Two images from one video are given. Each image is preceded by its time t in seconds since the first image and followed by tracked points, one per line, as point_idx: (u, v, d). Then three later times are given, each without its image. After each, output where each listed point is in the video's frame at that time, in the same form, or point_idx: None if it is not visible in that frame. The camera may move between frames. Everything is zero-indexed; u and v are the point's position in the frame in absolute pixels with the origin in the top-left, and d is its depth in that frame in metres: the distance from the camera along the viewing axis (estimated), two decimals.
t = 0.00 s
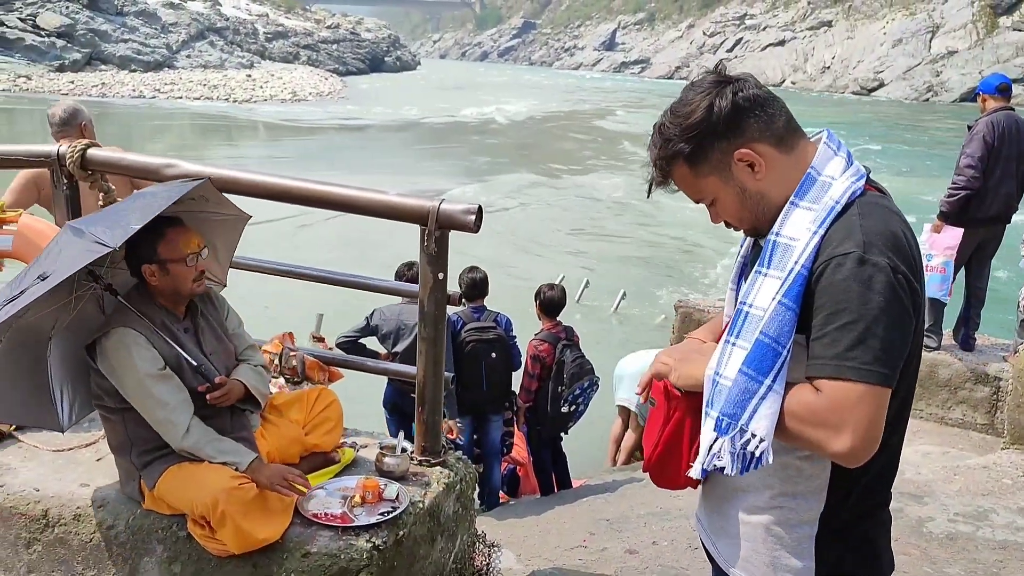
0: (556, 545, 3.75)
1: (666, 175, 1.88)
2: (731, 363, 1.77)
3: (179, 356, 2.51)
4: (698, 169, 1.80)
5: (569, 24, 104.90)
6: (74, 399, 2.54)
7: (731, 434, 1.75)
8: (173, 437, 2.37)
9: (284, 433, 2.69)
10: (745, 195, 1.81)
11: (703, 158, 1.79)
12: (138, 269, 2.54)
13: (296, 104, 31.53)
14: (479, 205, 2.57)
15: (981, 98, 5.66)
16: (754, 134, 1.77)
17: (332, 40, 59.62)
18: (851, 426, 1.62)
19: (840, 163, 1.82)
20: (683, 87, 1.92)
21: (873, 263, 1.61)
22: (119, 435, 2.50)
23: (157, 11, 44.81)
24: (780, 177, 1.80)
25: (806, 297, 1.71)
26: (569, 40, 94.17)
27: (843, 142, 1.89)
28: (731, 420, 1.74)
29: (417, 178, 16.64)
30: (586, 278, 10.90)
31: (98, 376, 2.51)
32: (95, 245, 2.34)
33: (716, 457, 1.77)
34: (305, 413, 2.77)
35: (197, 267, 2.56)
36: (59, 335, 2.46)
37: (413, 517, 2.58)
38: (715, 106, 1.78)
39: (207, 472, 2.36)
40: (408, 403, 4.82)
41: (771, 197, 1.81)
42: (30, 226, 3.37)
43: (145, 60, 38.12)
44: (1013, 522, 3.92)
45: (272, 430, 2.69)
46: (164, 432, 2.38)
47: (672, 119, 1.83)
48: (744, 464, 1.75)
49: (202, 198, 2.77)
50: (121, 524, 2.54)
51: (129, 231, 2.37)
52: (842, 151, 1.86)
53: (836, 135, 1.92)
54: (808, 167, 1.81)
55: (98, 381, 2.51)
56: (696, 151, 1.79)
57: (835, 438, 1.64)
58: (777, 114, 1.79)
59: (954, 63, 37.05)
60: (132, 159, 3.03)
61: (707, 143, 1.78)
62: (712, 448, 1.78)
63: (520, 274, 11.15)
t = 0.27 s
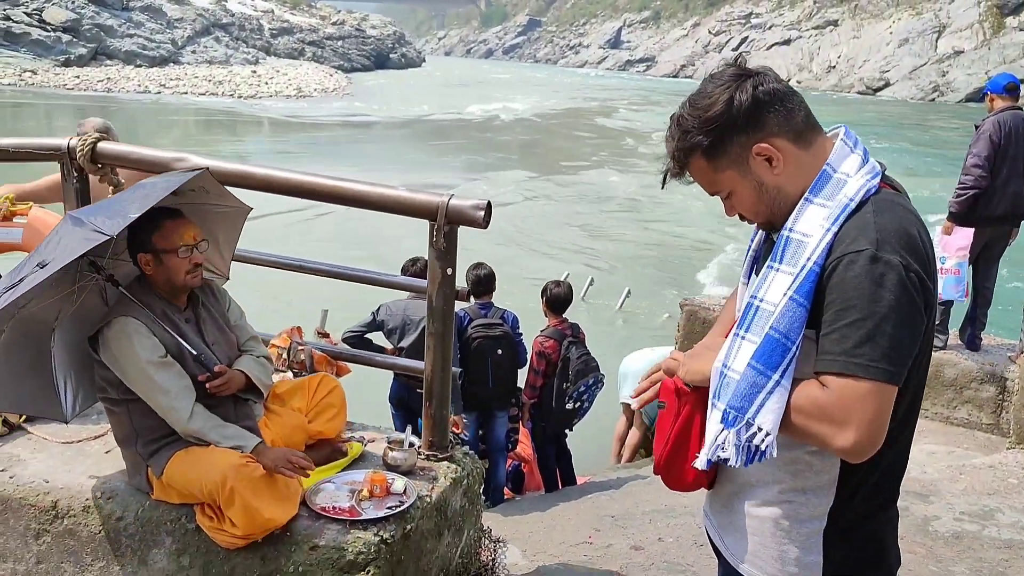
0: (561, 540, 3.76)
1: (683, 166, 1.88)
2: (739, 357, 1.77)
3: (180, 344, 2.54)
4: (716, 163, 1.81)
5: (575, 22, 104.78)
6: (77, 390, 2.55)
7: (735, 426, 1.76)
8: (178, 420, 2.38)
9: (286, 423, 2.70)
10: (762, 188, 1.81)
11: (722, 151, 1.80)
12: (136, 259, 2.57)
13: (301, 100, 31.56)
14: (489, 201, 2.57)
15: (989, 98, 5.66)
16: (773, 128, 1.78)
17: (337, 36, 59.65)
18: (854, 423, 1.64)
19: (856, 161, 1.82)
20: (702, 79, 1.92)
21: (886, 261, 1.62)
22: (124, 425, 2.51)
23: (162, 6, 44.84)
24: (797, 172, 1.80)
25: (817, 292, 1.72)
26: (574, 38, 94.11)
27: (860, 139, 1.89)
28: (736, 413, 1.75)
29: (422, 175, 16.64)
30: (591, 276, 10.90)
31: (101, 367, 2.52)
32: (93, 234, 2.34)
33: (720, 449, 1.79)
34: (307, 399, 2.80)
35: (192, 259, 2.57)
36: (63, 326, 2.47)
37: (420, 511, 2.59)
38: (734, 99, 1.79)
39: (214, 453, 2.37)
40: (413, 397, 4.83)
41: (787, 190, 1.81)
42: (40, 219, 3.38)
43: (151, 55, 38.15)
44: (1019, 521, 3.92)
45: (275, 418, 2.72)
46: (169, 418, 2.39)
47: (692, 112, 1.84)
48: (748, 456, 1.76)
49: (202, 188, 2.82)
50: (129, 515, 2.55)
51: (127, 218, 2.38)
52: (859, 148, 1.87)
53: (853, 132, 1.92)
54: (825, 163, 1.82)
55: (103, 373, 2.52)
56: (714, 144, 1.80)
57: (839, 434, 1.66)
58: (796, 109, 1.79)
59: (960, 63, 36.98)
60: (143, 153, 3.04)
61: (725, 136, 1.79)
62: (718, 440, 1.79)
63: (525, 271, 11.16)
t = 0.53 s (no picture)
0: (565, 536, 3.77)
1: (696, 159, 1.89)
2: (757, 351, 1.78)
3: (186, 332, 2.58)
4: (729, 156, 1.82)
5: (579, 19, 104.64)
6: (80, 381, 2.57)
7: (757, 421, 1.76)
8: (184, 406, 2.42)
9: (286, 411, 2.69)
10: (775, 182, 1.82)
11: (736, 144, 1.81)
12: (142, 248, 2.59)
13: (305, 96, 31.58)
14: (496, 195, 2.59)
15: (995, 98, 5.67)
16: (787, 121, 1.79)
17: (341, 33, 59.63)
18: (879, 413, 1.64)
19: (867, 154, 1.84)
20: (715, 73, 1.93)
21: (905, 254, 1.63)
22: (128, 414, 2.53)
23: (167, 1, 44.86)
24: (809, 166, 1.81)
25: (835, 285, 1.73)
26: (578, 36, 94.04)
27: (869, 134, 1.91)
28: (758, 406, 1.76)
29: (426, 171, 16.65)
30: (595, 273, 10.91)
31: (105, 357, 2.54)
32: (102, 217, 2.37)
33: (740, 442, 1.78)
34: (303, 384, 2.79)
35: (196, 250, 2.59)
36: (67, 316, 2.50)
37: (427, 504, 2.60)
38: (749, 92, 1.79)
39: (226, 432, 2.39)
40: (417, 392, 4.83)
41: (799, 184, 1.82)
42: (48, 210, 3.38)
43: (154, 50, 38.14)
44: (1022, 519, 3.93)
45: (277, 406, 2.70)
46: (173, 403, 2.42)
47: (706, 104, 1.84)
48: (771, 450, 1.76)
49: (206, 180, 2.84)
50: (137, 506, 2.56)
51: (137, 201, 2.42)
52: (869, 143, 1.88)
53: (861, 127, 1.93)
54: (837, 159, 1.83)
55: (107, 363, 2.55)
56: (728, 137, 1.81)
57: (862, 426, 1.66)
58: (809, 103, 1.80)
59: (965, 63, 36.91)
60: (151, 147, 3.07)
61: (739, 129, 1.80)
62: (738, 434, 1.80)
63: (528, 267, 11.16)
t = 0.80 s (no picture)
0: (568, 532, 3.79)
1: (704, 154, 1.90)
2: (760, 343, 1.78)
3: (192, 324, 2.60)
4: (738, 151, 1.83)
5: (582, 17, 104.58)
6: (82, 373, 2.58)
7: (760, 411, 1.75)
8: (187, 397, 2.43)
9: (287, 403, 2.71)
10: (782, 178, 1.83)
11: (744, 140, 1.82)
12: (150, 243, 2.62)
13: (308, 93, 31.60)
14: (501, 193, 2.59)
15: (999, 98, 5.67)
16: (795, 118, 1.80)
17: (344, 30, 59.63)
18: (883, 408, 1.65)
19: (875, 152, 1.85)
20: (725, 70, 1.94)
21: (912, 251, 1.64)
22: (133, 405, 2.54)
23: None
24: (817, 164, 1.82)
25: (841, 280, 1.73)
26: (581, 34, 94.03)
27: (877, 132, 1.92)
28: (761, 398, 1.75)
29: (429, 168, 16.65)
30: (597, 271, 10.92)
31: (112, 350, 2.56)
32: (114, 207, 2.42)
33: (743, 436, 1.78)
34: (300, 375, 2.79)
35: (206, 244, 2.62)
36: (71, 309, 2.51)
37: (430, 499, 2.61)
38: (758, 88, 1.80)
39: (227, 419, 2.40)
40: (419, 389, 4.84)
41: (806, 181, 1.83)
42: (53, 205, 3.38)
43: (157, 46, 38.18)
44: None
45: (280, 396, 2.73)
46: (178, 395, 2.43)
47: (715, 100, 1.85)
48: (771, 441, 1.76)
49: (216, 175, 2.85)
50: (142, 500, 2.57)
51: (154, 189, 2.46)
52: (877, 141, 1.89)
53: (869, 125, 1.94)
54: (844, 156, 1.84)
55: (113, 356, 2.56)
56: (736, 132, 1.82)
57: (865, 421, 1.67)
58: (818, 100, 1.81)
59: (968, 63, 36.87)
60: (156, 141, 3.07)
61: (747, 125, 1.81)
62: (737, 424, 1.79)
63: (531, 265, 11.17)
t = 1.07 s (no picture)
0: (568, 529, 3.80)
1: (704, 156, 1.91)
2: (763, 342, 1.79)
3: (200, 321, 2.60)
4: (737, 152, 1.83)
5: (584, 16, 104.52)
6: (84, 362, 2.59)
7: (763, 410, 1.76)
8: (194, 394, 2.44)
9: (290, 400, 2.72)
10: (781, 178, 1.84)
11: (743, 141, 1.82)
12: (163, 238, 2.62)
13: (309, 91, 31.63)
14: (503, 191, 2.59)
15: (1001, 98, 5.67)
16: (793, 118, 1.80)
17: (346, 28, 59.62)
18: (888, 403, 1.65)
19: (876, 150, 1.85)
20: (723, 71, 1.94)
21: (911, 247, 1.65)
22: (138, 398, 2.54)
23: None
24: (816, 163, 1.83)
25: (841, 277, 1.74)
26: (583, 33, 94.00)
27: (877, 129, 1.92)
28: (763, 397, 1.76)
29: (430, 166, 16.65)
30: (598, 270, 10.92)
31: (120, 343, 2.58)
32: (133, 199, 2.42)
33: (747, 434, 1.79)
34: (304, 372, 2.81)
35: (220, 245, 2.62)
36: (78, 300, 2.53)
37: (431, 494, 2.61)
38: (756, 89, 1.81)
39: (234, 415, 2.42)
40: (419, 386, 4.84)
41: (805, 180, 1.84)
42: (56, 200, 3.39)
43: (159, 43, 38.18)
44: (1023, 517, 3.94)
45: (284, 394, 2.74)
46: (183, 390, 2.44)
47: (713, 102, 1.86)
48: (775, 439, 1.77)
49: (233, 176, 2.84)
50: (144, 494, 2.58)
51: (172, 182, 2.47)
52: (877, 138, 1.89)
53: (870, 122, 1.95)
54: (844, 154, 1.85)
55: (120, 349, 2.57)
56: (735, 133, 1.82)
57: (869, 418, 1.67)
58: (816, 99, 1.82)
59: (970, 64, 36.85)
60: (160, 137, 3.08)
61: (745, 125, 1.81)
62: (743, 424, 1.80)
63: (532, 264, 11.18)
